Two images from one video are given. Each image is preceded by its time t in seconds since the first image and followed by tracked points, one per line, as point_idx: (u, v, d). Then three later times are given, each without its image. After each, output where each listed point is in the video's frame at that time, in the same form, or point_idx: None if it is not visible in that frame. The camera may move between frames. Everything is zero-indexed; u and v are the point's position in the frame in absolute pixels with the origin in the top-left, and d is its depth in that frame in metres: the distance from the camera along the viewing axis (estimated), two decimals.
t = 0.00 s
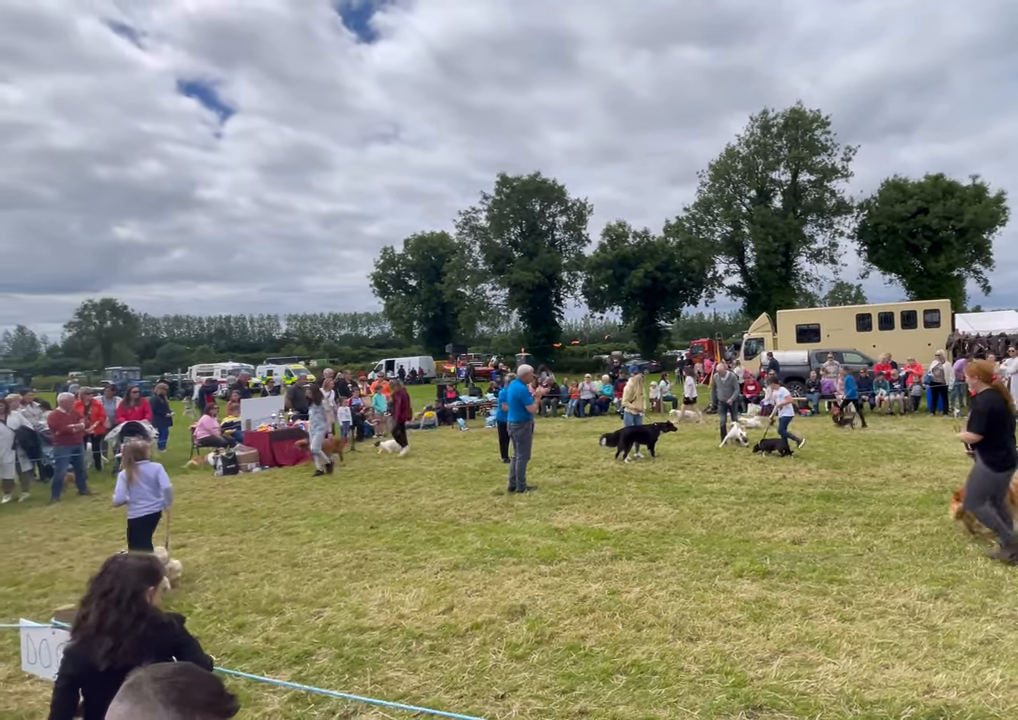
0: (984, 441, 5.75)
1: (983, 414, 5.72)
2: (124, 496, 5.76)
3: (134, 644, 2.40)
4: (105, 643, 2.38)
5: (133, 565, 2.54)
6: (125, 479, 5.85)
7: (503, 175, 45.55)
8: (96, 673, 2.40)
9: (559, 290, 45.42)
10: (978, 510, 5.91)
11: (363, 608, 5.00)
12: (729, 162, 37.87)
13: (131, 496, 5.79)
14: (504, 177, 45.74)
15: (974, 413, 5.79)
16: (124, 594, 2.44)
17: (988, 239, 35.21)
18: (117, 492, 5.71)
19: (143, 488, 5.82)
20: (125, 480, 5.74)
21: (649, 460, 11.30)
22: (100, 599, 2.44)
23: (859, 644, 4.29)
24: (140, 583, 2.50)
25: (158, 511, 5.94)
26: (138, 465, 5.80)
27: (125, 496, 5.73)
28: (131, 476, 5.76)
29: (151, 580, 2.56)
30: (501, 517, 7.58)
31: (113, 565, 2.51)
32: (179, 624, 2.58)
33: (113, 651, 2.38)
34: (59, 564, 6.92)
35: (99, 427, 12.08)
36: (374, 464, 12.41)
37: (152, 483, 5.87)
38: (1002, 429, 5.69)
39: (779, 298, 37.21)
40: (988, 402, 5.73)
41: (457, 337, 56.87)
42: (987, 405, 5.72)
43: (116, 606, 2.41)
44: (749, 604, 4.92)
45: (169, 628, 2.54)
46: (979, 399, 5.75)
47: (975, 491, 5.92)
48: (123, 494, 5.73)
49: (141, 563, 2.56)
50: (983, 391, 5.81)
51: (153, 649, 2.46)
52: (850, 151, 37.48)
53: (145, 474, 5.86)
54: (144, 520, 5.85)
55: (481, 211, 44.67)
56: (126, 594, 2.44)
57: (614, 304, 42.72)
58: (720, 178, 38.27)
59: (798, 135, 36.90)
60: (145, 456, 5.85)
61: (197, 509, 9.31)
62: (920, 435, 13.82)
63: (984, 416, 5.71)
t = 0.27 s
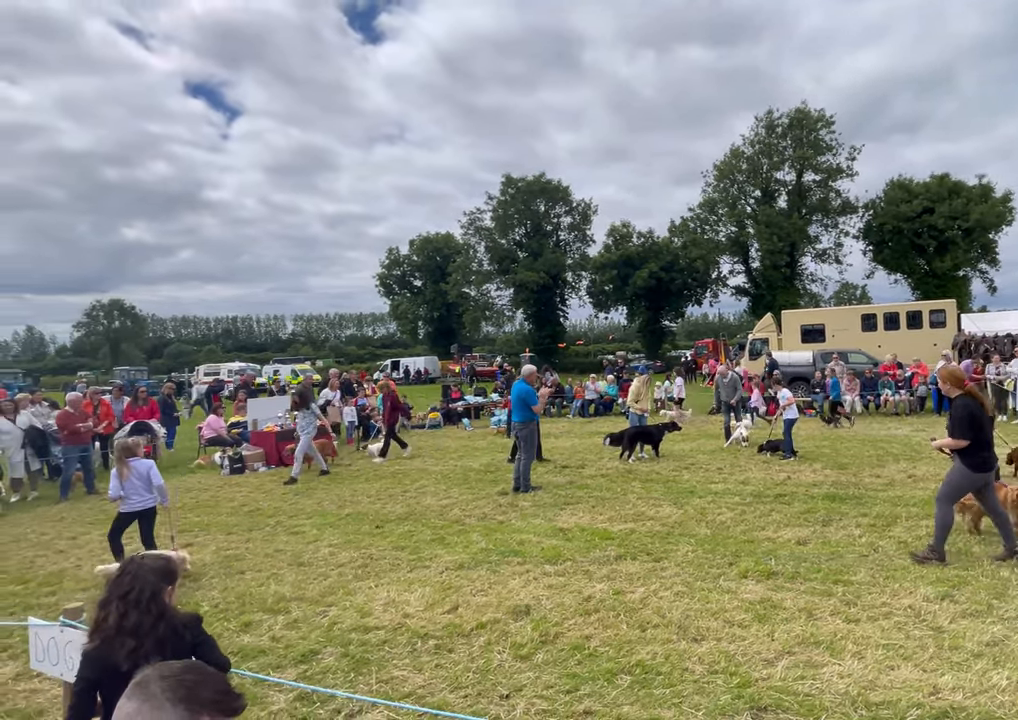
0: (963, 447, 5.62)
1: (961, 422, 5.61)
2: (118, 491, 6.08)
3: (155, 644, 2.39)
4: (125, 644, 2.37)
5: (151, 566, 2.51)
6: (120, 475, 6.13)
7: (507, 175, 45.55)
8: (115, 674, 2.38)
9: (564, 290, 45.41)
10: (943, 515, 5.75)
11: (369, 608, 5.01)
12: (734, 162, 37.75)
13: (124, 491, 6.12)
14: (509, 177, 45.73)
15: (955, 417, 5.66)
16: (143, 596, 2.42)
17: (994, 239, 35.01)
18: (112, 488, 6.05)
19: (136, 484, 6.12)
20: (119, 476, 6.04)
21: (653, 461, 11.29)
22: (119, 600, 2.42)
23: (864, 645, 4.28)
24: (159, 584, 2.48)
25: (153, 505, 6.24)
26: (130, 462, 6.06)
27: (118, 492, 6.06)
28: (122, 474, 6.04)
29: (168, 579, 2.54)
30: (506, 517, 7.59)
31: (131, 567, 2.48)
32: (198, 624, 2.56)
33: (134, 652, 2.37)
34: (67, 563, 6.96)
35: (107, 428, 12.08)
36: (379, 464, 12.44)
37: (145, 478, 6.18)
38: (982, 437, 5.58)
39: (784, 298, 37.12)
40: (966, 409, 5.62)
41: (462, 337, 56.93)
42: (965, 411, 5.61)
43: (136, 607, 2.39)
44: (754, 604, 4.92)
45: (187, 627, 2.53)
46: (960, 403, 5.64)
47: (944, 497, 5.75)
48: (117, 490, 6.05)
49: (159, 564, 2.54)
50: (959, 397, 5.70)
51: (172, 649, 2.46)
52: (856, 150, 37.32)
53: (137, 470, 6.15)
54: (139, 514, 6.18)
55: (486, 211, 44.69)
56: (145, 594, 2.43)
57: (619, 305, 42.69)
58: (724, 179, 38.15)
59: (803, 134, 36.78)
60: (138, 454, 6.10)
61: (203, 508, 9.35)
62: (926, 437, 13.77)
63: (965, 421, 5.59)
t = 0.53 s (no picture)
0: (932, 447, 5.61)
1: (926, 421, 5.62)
2: (100, 492, 6.16)
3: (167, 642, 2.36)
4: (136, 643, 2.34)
5: (160, 564, 2.47)
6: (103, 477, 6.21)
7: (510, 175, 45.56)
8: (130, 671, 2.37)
9: (566, 291, 45.42)
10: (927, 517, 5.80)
11: (372, 608, 5.02)
12: (736, 162, 37.68)
13: (107, 492, 6.18)
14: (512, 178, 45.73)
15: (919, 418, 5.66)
16: (153, 594, 2.39)
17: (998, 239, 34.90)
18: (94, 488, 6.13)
19: (117, 485, 6.17)
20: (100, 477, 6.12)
21: (656, 461, 11.29)
22: (129, 600, 2.39)
23: (867, 646, 4.27)
24: (170, 582, 2.44)
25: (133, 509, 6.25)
26: (113, 463, 6.14)
27: (100, 492, 6.15)
28: (104, 475, 6.11)
29: (179, 578, 2.51)
30: (509, 517, 7.59)
31: (141, 566, 2.44)
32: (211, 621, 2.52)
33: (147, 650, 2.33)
34: (72, 562, 6.97)
35: (112, 426, 12.04)
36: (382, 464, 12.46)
37: (128, 480, 6.22)
38: (947, 436, 5.56)
39: (787, 298, 37.09)
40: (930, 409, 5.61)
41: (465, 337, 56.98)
42: (932, 411, 5.59)
43: (148, 606, 2.36)
44: (757, 605, 4.92)
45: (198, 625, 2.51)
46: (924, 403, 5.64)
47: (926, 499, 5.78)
48: (98, 490, 6.12)
49: (168, 561, 2.50)
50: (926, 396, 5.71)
51: (183, 649, 2.44)
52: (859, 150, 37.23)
53: (120, 472, 6.21)
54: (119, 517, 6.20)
55: (489, 212, 44.69)
56: (156, 594, 2.40)
57: (622, 305, 42.70)
58: (727, 179, 38.03)
59: (805, 135, 36.73)
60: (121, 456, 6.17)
61: (206, 508, 9.37)
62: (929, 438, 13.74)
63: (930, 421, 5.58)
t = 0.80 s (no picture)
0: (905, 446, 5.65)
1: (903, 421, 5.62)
2: (84, 490, 6.12)
3: (183, 638, 2.36)
4: (152, 640, 2.34)
5: (174, 560, 2.47)
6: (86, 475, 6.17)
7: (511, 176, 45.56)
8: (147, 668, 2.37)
9: (567, 291, 45.42)
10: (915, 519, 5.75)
11: (373, 608, 5.02)
12: (737, 163, 37.66)
13: (91, 490, 6.15)
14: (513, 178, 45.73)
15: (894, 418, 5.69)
16: (168, 591, 2.39)
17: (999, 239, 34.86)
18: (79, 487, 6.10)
19: (101, 483, 6.12)
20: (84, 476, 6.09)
21: (657, 461, 11.29)
22: (145, 597, 2.38)
23: (868, 646, 4.27)
24: (184, 578, 2.45)
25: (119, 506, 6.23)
26: (97, 462, 6.11)
27: (83, 490, 6.11)
28: (88, 473, 6.07)
29: (193, 574, 2.51)
30: (510, 517, 7.59)
31: (154, 564, 2.44)
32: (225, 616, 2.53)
33: (164, 646, 2.33)
34: (73, 562, 6.97)
35: (115, 426, 12.10)
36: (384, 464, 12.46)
37: (111, 478, 6.17)
38: (920, 436, 5.59)
39: (788, 298, 37.09)
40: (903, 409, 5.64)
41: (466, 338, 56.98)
42: (907, 411, 5.62)
43: (162, 602, 2.37)
44: (758, 606, 4.92)
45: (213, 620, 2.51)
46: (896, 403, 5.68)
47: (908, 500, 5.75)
48: (82, 489, 6.08)
49: (181, 558, 2.50)
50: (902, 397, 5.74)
51: (199, 644, 2.43)
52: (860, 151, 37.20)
53: (104, 470, 6.17)
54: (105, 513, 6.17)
55: (490, 212, 44.67)
56: (171, 590, 2.40)
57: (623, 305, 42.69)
58: (728, 179, 38.00)
59: (807, 135, 36.72)
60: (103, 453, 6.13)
61: (208, 508, 9.38)
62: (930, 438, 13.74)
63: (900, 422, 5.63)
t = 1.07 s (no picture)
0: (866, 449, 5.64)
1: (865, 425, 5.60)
2: (73, 490, 6.13)
3: (203, 630, 2.40)
4: (174, 630, 2.38)
5: (195, 554, 2.50)
6: (73, 476, 6.17)
7: (512, 176, 45.56)
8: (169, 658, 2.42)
9: (568, 291, 45.44)
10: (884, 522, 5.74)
11: (374, 607, 5.02)
12: (737, 163, 37.64)
13: (79, 491, 6.17)
14: (514, 178, 45.72)
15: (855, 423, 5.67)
16: (190, 583, 2.43)
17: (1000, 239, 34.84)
18: (68, 487, 6.11)
19: (92, 483, 6.18)
20: (74, 476, 6.11)
21: (657, 461, 11.29)
22: (168, 588, 2.43)
23: (868, 646, 4.27)
24: (205, 571, 2.48)
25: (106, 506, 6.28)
26: (87, 462, 6.15)
27: (73, 490, 6.12)
28: (78, 473, 6.10)
29: (214, 568, 2.53)
30: (510, 517, 7.60)
31: (176, 557, 2.48)
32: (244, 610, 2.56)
33: (185, 637, 2.38)
34: (74, 562, 6.97)
35: (115, 427, 12.14)
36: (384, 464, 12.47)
37: (101, 479, 6.24)
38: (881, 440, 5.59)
39: (788, 299, 37.09)
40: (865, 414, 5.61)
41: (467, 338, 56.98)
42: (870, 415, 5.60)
43: (183, 595, 2.41)
44: (759, 606, 4.92)
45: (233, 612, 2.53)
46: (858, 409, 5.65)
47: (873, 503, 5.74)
48: (72, 490, 6.10)
49: (202, 552, 2.52)
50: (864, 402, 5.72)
51: (219, 635, 2.46)
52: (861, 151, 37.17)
53: (93, 471, 6.23)
54: (94, 513, 6.21)
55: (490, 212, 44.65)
56: (192, 583, 2.44)
57: (623, 305, 42.70)
58: (729, 179, 38.00)
59: (807, 135, 36.71)
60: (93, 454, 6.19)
61: (209, 508, 9.38)
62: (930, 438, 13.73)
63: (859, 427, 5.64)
